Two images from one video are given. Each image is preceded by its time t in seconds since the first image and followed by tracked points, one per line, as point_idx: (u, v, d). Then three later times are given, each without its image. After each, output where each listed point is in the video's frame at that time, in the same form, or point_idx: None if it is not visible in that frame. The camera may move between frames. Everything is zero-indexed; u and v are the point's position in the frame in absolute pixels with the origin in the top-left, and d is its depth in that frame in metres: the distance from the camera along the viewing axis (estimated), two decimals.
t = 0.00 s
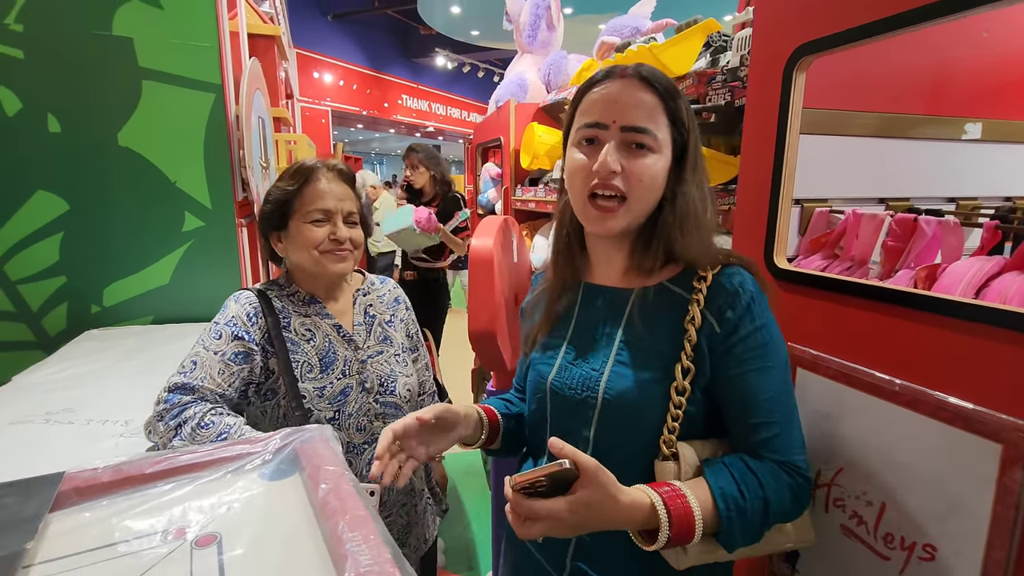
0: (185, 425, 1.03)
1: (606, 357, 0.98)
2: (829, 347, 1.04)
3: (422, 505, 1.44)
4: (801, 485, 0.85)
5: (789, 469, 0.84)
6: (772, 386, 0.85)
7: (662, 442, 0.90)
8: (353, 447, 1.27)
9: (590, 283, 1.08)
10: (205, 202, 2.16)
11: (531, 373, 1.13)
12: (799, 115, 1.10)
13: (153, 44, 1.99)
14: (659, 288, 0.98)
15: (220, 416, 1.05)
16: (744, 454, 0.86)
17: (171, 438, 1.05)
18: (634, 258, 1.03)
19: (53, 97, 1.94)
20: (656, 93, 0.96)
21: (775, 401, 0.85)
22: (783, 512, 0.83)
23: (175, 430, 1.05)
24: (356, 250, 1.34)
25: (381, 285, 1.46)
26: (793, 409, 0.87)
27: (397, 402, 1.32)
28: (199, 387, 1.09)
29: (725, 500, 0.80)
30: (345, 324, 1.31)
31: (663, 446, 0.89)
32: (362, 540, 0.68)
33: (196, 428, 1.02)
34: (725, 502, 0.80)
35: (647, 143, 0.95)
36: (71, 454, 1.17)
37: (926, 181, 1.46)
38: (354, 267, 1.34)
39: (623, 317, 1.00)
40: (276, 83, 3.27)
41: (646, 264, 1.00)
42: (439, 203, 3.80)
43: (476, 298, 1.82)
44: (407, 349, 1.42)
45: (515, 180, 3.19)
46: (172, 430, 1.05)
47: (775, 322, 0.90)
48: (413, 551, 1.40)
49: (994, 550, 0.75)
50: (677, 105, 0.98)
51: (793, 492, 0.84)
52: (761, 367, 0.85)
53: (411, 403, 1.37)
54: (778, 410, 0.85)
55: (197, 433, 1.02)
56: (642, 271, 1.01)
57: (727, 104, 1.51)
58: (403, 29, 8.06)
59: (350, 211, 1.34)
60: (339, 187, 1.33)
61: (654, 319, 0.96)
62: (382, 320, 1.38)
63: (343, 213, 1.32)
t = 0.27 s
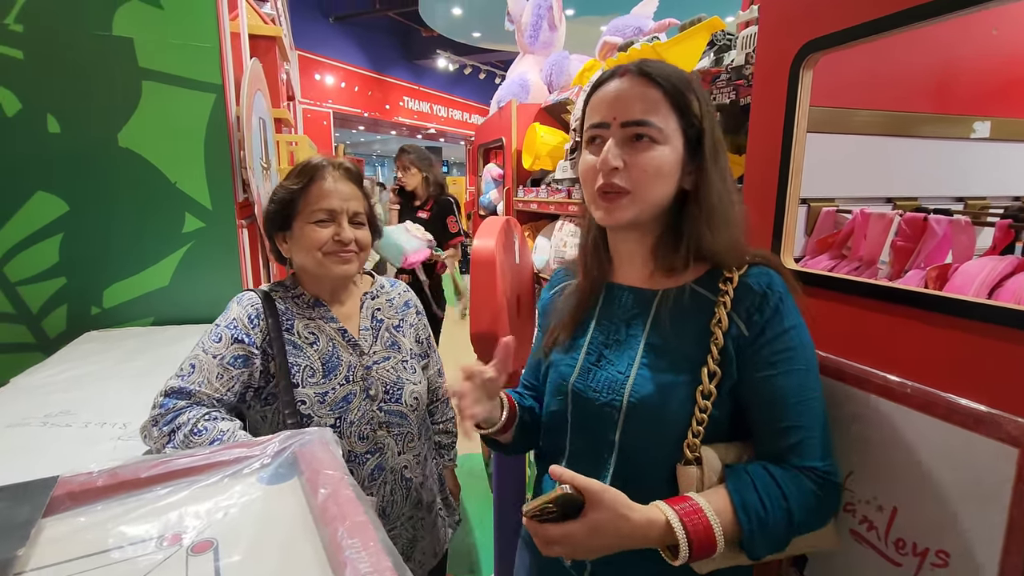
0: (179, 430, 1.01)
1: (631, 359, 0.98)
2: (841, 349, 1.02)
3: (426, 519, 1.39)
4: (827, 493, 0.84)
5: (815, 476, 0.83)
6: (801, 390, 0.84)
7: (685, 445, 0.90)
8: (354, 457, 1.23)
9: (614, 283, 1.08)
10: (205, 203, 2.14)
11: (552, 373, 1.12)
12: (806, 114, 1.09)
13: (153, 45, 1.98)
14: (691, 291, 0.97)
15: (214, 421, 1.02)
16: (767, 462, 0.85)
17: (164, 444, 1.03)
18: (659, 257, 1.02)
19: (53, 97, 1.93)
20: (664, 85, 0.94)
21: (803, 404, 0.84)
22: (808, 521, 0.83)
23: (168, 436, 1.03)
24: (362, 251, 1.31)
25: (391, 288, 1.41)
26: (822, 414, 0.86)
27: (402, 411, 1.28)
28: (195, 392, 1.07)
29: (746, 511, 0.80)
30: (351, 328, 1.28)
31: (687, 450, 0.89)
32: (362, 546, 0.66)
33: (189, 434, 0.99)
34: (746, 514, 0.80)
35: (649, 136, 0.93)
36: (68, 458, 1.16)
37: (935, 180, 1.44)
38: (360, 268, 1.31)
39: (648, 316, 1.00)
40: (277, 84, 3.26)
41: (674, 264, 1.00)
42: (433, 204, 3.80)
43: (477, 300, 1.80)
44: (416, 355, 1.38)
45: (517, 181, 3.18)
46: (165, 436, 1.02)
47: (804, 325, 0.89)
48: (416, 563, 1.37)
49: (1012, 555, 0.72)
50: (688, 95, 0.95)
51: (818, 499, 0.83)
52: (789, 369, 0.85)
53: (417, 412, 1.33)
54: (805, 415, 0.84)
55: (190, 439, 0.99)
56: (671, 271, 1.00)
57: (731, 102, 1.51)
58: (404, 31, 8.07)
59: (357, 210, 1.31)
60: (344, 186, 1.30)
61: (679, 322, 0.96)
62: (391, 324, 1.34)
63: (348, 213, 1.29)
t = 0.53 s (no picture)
0: (172, 437, 0.99)
1: (631, 359, 0.96)
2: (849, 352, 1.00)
3: (442, 534, 1.34)
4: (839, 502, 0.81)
5: (829, 483, 0.80)
6: (807, 395, 0.81)
7: (687, 448, 0.88)
8: (365, 469, 1.16)
9: (617, 284, 1.07)
10: (203, 204, 2.12)
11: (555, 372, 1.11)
12: (814, 113, 1.07)
13: (151, 44, 1.96)
14: (692, 292, 0.95)
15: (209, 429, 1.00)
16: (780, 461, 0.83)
17: (157, 450, 1.00)
18: (661, 259, 1.00)
19: (50, 97, 1.92)
20: (666, 84, 0.92)
21: (809, 409, 0.81)
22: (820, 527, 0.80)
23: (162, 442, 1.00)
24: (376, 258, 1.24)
25: (406, 291, 1.37)
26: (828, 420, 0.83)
27: (415, 420, 1.23)
28: (192, 398, 1.04)
29: (766, 500, 0.78)
30: (363, 334, 1.22)
31: (689, 453, 0.87)
32: (359, 557, 0.64)
33: (182, 442, 0.97)
34: (767, 503, 0.77)
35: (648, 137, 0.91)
36: (60, 463, 1.14)
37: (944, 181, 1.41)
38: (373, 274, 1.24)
39: (650, 317, 0.98)
40: (277, 85, 3.24)
41: (674, 265, 0.98)
42: (419, 206, 3.93)
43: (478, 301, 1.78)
44: (431, 362, 1.33)
45: (518, 181, 3.16)
46: (158, 442, 1.00)
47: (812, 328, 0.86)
48: None
49: None
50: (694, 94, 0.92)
51: (827, 507, 0.80)
52: (795, 374, 0.82)
53: (431, 422, 1.27)
54: (810, 420, 0.81)
55: (183, 447, 0.97)
56: (670, 272, 0.98)
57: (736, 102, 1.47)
58: (405, 33, 8.07)
59: (372, 213, 1.23)
60: (361, 186, 1.21)
61: (681, 323, 0.94)
62: (405, 330, 1.28)
63: (363, 216, 1.21)
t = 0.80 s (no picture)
0: (170, 445, 0.95)
1: (634, 365, 0.94)
2: (862, 360, 0.98)
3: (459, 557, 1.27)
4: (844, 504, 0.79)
5: (835, 487, 0.78)
6: (813, 399, 0.79)
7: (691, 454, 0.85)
8: (374, 484, 1.14)
9: (620, 294, 1.04)
10: (203, 206, 2.09)
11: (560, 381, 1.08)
12: (830, 114, 1.04)
13: (151, 44, 1.94)
14: (698, 294, 0.91)
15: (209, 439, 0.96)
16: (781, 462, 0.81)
17: (153, 456, 0.97)
18: (659, 265, 0.96)
19: (49, 98, 1.90)
20: (627, 95, 0.88)
21: (815, 413, 0.78)
22: (821, 528, 0.78)
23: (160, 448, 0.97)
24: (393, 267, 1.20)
25: (424, 299, 1.32)
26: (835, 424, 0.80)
27: (428, 433, 1.18)
28: (195, 406, 1.01)
29: (754, 492, 0.77)
30: (376, 343, 1.19)
31: (694, 460, 0.84)
32: None
33: (179, 452, 0.94)
34: (755, 495, 0.77)
35: (623, 148, 0.88)
36: (54, 471, 1.11)
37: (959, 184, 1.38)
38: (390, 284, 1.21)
39: (653, 321, 0.95)
40: (278, 86, 3.21)
41: (672, 270, 0.94)
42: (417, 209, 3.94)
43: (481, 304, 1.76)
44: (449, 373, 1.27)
45: (521, 183, 3.13)
46: (156, 448, 0.97)
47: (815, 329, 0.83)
48: None
49: None
50: (659, 100, 0.88)
51: (835, 506, 0.78)
52: (798, 377, 0.79)
53: (447, 436, 1.22)
54: (816, 425, 0.78)
55: (180, 457, 0.93)
56: (670, 278, 0.94)
57: (746, 104, 1.45)
58: (406, 35, 8.05)
59: (390, 221, 1.18)
60: (378, 194, 1.16)
61: (683, 326, 0.91)
62: (422, 339, 1.23)
63: (381, 225, 1.16)
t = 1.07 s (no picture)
0: (171, 445, 0.92)
1: (647, 371, 0.90)
2: (884, 364, 0.94)
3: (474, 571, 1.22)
4: (866, 521, 0.75)
5: (854, 500, 0.74)
6: (837, 410, 0.75)
7: (709, 465, 0.82)
8: (386, 494, 1.08)
9: (631, 295, 0.99)
10: (204, 204, 2.04)
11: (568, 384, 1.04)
12: (852, 110, 1.01)
13: (152, 39, 1.90)
14: (712, 296, 0.88)
15: (211, 441, 0.93)
16: (801, 476, 0.77)
17: (153, 457, 0.94)
18: (677, 262, 0.91)
19: (49, 94, 1.87)
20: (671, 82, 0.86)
21: (840, 425, 0.75)
22: (842, 547, 0.74)
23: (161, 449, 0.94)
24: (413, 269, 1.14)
25: (440, 301, 1.28)
26: (861, 435, 0.76)
27: (442, 441, 1.14)
28: (201, 406, 0.98)
29: (771, 517, 0.73)
30: (392, 346, 1.13)
31: (711, 471, 0.81)
32: None
33: (181, 453, 0.91)
34: (771, 520, 0.73)
35: (665, 136, 0.84)
36: (49, 475, 1.08)
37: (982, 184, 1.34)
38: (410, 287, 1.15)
39: (665, 326, 0.91)
40: (281, 84, 3.18)
41: (692, 268, 0.89)
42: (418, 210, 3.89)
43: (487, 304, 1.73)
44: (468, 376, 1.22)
45: (525, 183, 3.10)
46: (157, 448, 0.94)
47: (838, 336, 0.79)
48: None
49: None
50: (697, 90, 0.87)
51: (854, 523, 0.74)
52: (823, 387, 0.75)
53: (463, 444, 1.17)
54: (841, 437, 0.75)
55: (181, 458, 0.90)
56: (689, 276, 0.90)
57: (761, 101, 1.44)
58: (408, 35, 8.04)
59: (411, 222, 1.11)
60: (399, 193, 1.09)
61: (698, 332, 0.87)
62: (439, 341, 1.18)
63: (403, 227, 1.10)
